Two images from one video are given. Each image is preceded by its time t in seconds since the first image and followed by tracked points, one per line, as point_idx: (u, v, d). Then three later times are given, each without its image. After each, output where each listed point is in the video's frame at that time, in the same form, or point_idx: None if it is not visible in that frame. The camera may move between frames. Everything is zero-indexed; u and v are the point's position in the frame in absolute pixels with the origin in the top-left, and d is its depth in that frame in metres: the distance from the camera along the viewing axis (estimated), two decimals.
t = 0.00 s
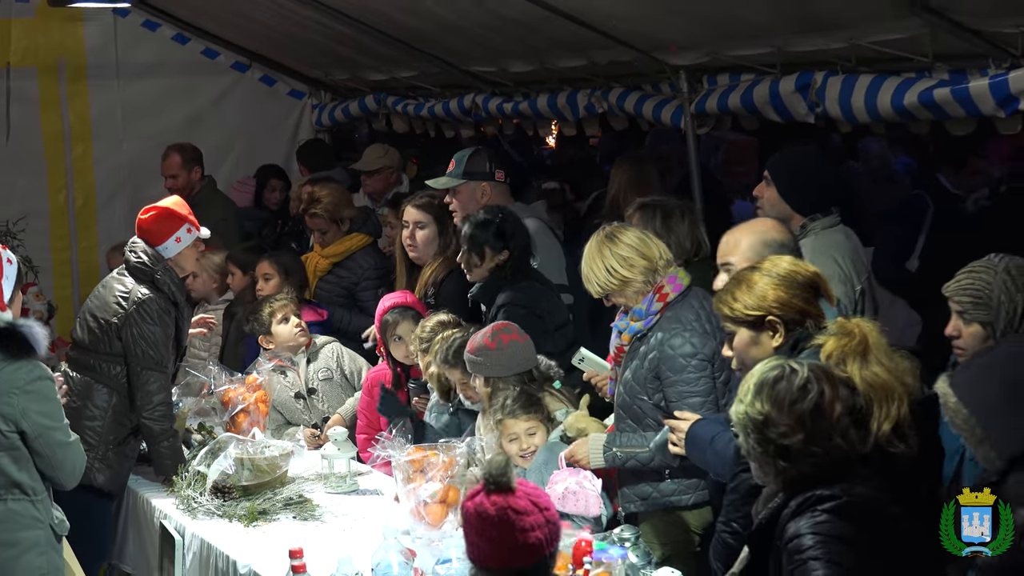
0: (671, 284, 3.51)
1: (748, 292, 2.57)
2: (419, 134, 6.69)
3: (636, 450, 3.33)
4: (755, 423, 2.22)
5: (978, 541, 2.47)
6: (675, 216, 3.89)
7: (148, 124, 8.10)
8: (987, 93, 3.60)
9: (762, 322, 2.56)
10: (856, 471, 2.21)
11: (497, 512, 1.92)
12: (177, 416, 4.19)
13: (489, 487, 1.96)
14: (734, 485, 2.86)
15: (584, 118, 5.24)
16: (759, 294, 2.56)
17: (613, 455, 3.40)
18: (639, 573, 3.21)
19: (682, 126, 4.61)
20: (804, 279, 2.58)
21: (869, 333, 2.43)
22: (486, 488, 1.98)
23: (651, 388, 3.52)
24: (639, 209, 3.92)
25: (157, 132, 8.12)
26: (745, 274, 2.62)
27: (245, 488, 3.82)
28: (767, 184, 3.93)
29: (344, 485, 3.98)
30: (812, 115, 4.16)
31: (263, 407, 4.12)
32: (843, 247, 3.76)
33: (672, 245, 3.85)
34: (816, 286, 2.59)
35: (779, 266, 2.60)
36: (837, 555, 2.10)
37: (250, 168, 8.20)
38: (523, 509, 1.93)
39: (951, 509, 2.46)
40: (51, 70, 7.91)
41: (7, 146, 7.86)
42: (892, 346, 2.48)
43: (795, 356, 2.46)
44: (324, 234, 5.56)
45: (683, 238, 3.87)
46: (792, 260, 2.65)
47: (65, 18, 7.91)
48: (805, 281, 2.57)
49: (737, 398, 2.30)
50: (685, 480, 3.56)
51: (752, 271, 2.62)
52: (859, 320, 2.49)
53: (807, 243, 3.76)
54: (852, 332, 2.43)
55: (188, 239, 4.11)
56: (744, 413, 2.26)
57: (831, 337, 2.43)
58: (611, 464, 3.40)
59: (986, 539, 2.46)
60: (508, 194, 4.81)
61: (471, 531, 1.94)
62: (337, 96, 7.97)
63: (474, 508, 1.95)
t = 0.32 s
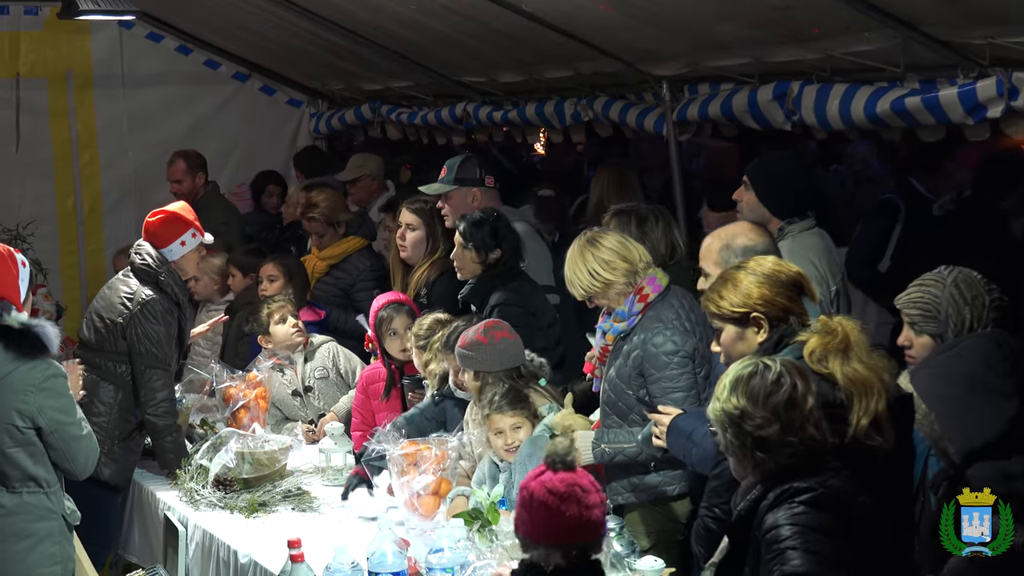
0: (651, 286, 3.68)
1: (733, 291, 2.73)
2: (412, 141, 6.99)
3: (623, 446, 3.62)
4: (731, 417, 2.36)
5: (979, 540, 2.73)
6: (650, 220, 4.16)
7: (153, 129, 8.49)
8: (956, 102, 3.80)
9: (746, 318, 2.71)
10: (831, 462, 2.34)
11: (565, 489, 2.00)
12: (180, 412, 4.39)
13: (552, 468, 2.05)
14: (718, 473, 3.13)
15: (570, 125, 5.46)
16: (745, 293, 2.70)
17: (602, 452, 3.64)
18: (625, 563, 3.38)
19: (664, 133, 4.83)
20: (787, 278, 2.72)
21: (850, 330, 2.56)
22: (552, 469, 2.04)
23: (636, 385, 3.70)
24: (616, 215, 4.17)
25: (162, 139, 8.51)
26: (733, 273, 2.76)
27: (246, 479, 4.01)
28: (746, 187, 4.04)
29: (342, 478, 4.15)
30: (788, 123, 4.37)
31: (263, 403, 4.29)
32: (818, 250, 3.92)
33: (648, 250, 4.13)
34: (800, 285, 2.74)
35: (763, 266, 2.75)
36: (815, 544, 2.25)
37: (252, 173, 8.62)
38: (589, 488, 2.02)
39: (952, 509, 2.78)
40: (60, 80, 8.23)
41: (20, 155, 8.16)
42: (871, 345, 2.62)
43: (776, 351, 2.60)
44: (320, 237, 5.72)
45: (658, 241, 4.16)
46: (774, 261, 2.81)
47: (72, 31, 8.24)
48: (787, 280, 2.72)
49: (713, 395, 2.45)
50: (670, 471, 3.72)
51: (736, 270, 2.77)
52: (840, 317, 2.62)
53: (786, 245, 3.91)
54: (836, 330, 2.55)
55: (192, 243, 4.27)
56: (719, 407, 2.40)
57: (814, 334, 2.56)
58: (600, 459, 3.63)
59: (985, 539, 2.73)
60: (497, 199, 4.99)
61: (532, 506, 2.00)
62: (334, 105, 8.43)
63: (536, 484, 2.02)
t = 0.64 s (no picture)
0: (632, 286, 3.88)
1: (704, 291, 2.90)
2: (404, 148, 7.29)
3: (612, 438, 3.81)
4: (715, 413, 2.48)
5: (978, 539, 2.73)
6: (630, 224, 4.36)
7: (156, 135, 8.92)
8: (925, 110, 4.01)
9: (715, 318, 2.88)
10: (807, 458, 2.45)
11: (571, 478, 2.40)
12: (181, 407, 4.57)
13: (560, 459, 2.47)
14: (684, 462, 3.07)
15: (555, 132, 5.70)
16: (714, 293, 2.88)
17: (592, 443, 3.81)
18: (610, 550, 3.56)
19: (646, 139, 5.11)
20: (754, 278, 2.90)
21: (814, 329, 2.72)
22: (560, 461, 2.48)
23: (622, 380, 3.87)
24: (597, 220, 4.35)
25: (163, 147, 8.95)
26: (704, 274, 2.94)
27: (245, 473, 4.16)
28: (722, 193, 4.22)
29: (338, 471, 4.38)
30: (765, 130, 4.60)
31: (261, 399, 4.46)
32: (791, 251, 4.09)
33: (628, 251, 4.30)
34: (766, 285, 2.91)
35: (732, 268, 2.93)
36: (796, 534, 2.36)
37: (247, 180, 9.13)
38: (589, 480, 2.43)
39: (951, 509, 2.74)
40: (64, 89, 8.69)
41: (27, 160, 8.63)
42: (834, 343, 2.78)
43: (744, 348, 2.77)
44: (317, 239, 5.89)
45: (640, 244, 4.34)
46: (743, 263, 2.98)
47: (76, 41, 8.68)
48: (754, 281, 2.89)
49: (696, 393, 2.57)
50: (658, 462, 3.88)
51: (707, 272, 2.94)
52: (806, 316, 2.80)
53: (760, 247, 4.08)
54: (800, 329, 2.72)
55: (193, 246, 4.44)
56: (702, 402, 2.52)
57: (779, 332, 2.73)
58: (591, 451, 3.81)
59: (984, 539, 2.74)
60: (486, 202, 5.16)
61: (541, 492, 2.38)
62: (330, 113, 8.89)
63: (545, 472, 2.42)
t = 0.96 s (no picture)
0: (618, 285, 4.06)
1: (668, 293, 3.11)
2: (395, 153, 7.53)
3: (599, 429, 3.98)
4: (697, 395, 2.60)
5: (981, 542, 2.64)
6: (615, 227, 4.53)
7: (157, 141, 9.16)
8: (894, 116, 4.19)
9: (677, 319, 3.09)
10: (789, 451, 2.56)
11: (533, 478, 2.45)
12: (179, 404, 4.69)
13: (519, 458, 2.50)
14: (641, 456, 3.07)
15: (540, 138, 5.93)
16: (677, 295, 3.08)
17: (579, 434, 3.99)
18: (591, 539, 3.72)
19: (628, 145, 5.29)
20: (714, 281, 3.08)
21: (769, 330, 2.88)
22: (521, 459, 2.53)
23: (610, 375, 4.05)
24: (584, 223, 4.53)
25: (165, 152, 9.19)
26: (671, 278, 3.14)
27: (242, 465, 4.35)
28: (690, 200, 4.38)
29: (331, 462, 4.53)
30: (741, 135, 4.79)
31: (257, 393, 4.66)
32: (761, 254, 4.27)
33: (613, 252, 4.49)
34: (727, 287, 3.09)
35: (696, 272, 3.12)
36: (773, 524, 2.47)
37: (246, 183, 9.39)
38: (549, 477, 2.48)
39: (952, 510, 2.86)
40: (69, 96, 8.92)
41: (32, 165, 8.86)
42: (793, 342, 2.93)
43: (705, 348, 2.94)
44: (312, 241, 6.09)
45: (624, 245, 4.52)
46: (708, 266, 3.16)
47: (80, 50, 8.90)
48: (715, 284, 3.08)
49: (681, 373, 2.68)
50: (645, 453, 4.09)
51: (673, 276, 3.14)
52: (763, 317, 2.96)
53: (731, 252, 4.26)
54: (754, 333, 2.87)
55: (193, 247, 4.62)
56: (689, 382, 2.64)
57: (738, 334, 2.89)
58: (577, 441, 3.99)
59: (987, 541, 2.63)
60: (472, 205, 5.38)
61: (503, 494, 2.43)
62: (324, 119, 9.18)
63: (506, 473, 2.46)
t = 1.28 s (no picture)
0: (605, 283, 4.25)
1: (655, 290, 3.24)
2: (386, 157, 7.74)
3: (583, 418, 4.17)
4: (686, 391, 2.51)
5: (978, 541, 2.28)
6: (602, 228, 4.71)
7: (157, 145, 9.35)
8: (864, 121, 4.38)
9: (661, 314, 3.22)
10: (766, 444, 2.54)
11: (512, 479, 2.50)
12: (178, 398, 4.96)
13: (496, 460, 2.54)
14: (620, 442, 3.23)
15: (525, 142, 6.14)
16: (663, 291, 3.21)
17: (563, 421, 4.19)
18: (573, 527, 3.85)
19: (609, 149, 5.51)
20: (694, 281, 3.19)
21: (744, 326, 2.90)
22: (498, 459, 2.56)
23: (595, 369, 4.23)
24: (573, 224, 4.70)
25: (165, 156, 9.38)
26: (658, 275, 3.27)
27: (239, 457, 4.53)
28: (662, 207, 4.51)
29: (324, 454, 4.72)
30: (717, 139, 4.98)
31: (253, 388, 4.83)
32: (732, 257, 4.41)
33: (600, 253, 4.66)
34: (710, 285, 3.21)
35: (682, 271, 3.24)
36: (759, 518, 2.42)
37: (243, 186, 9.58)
38: (526, 477, 2.53)
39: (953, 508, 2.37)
40: (71, 103, 9.12)
41: (35, 168, 9.05)
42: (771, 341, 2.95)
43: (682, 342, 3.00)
44: (305, 241, 6.28)
45: (611, 245, 4.69)
46: (693, 265, 3.27)
47: (81, 58, 9.11)
48: (698, 282, 3.19)
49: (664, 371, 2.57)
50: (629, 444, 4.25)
51: (661, 274, 3.26)
52: (742, 313, 2.99)
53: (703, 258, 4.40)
54: (727, 328, 2.90)
55: (192, 247, 4.81)
56: (675, 378, 2.54)
57: (714, 329, 2.90)
58: (562, 428, 4.20)
59: (985, 540, 2.26)
60: (458, 208, 5.61)
61: (482, 497, 2.47)
62: (317, 125, 9.39)
63: (483, 475, 2.50)
